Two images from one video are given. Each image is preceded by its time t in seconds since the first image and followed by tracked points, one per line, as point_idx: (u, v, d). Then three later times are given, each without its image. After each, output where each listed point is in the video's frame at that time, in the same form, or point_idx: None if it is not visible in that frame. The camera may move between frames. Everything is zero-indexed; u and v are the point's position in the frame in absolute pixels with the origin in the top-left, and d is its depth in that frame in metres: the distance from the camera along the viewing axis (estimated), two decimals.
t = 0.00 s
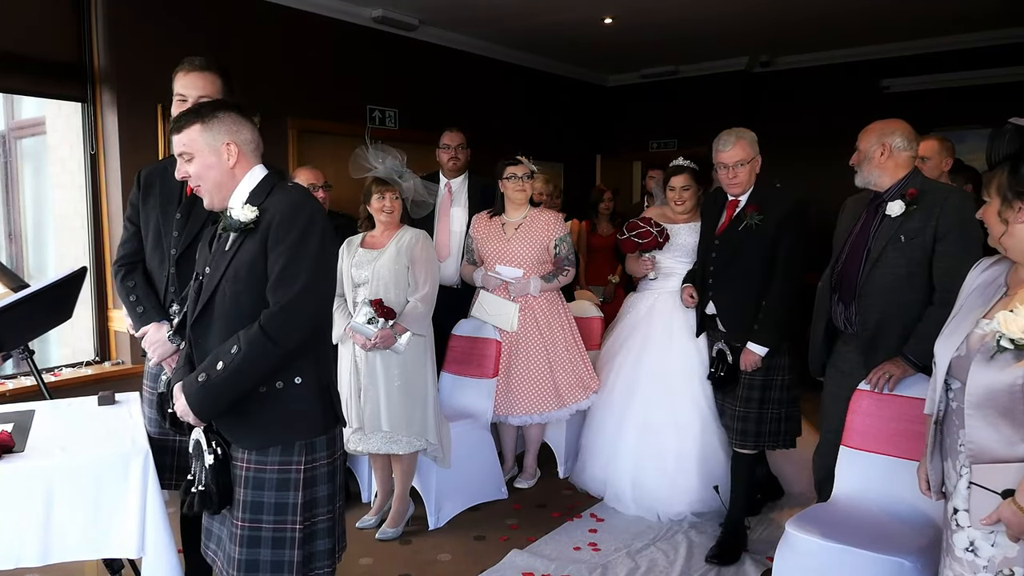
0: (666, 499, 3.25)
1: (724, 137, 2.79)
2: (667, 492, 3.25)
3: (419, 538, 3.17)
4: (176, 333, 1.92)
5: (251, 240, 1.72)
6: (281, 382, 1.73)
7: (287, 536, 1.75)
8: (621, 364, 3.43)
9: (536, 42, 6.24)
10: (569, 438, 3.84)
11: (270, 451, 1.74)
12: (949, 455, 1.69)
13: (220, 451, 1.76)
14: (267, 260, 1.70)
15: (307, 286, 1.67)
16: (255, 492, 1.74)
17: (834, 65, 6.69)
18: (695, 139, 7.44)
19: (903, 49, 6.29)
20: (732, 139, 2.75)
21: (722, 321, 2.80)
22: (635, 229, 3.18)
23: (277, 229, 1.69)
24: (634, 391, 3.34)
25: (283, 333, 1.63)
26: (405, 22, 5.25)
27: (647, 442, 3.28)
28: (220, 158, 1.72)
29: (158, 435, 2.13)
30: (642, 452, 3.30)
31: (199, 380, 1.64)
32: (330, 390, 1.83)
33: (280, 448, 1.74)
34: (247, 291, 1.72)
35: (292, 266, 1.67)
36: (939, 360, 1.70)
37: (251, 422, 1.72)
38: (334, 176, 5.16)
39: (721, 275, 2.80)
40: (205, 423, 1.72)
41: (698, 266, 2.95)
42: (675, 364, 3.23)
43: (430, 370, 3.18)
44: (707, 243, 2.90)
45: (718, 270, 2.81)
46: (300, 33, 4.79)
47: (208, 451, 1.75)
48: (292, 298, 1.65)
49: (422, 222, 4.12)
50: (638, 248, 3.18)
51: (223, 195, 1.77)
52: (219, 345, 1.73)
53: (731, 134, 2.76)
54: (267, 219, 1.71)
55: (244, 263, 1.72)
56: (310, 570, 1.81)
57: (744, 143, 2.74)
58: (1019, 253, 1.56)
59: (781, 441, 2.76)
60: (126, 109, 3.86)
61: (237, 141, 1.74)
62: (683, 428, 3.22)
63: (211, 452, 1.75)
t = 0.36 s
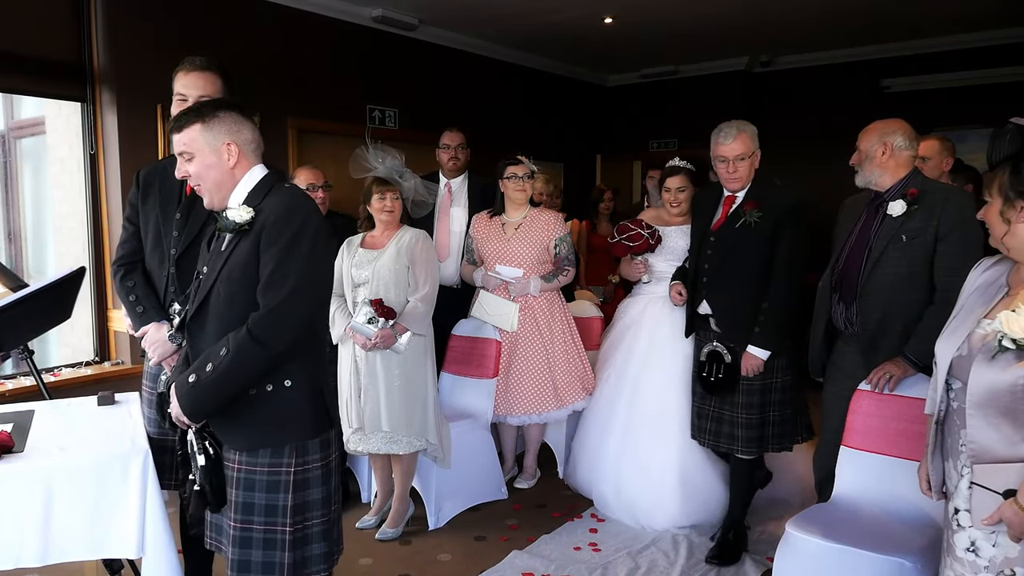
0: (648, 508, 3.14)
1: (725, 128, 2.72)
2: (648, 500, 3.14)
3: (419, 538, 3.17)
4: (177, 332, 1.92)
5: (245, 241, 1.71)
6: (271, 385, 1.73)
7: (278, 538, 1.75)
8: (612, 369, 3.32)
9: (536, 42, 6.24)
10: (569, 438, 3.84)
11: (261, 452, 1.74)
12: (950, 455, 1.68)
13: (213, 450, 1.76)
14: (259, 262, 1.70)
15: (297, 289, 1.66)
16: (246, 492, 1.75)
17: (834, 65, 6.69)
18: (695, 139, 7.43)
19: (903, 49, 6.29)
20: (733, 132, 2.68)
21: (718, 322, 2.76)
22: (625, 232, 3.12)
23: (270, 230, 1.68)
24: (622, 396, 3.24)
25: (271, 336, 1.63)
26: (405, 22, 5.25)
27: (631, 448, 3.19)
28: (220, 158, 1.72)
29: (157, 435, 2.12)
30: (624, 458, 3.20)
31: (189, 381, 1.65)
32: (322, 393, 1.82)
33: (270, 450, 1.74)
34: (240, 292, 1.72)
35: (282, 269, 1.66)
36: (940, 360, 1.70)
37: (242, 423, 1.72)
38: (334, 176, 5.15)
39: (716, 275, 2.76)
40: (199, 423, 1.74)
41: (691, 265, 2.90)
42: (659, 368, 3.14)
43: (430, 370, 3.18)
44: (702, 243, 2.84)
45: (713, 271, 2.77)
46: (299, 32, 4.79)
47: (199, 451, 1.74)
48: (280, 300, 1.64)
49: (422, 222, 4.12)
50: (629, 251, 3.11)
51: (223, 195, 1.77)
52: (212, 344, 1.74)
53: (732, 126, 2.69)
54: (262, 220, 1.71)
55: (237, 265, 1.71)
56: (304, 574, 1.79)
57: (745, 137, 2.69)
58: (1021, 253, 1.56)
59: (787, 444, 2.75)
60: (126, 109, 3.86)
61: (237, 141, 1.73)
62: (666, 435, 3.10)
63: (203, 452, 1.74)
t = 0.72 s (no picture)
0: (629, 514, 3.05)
1: (712, 126, 2.68)
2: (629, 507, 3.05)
3: (419, 538, 3.17)
4: (177, 331, 1.92)
5: (237, 242, 1.72)
6: (256, 388, 1.72)
7: (256, 542, 1.74)
8: (603, 371, 3.24)
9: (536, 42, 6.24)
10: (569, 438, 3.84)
11: (244, 455, 1.74)
12: (950, 455, 1.68)
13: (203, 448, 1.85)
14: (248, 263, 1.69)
15: (282, 291, 1.65)
16: (229, 493, 1.76)
17: (834, 64, 6.69)
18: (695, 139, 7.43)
19: (903, 49, 6.29)
20: (720, 130, 2.64)
21: (719, 324, 2.70)
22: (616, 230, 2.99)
23: (259, 232, 1.68)
24: (611, 398, 3.18)
25: (254, 340, 1.62)
26: (405, 22, 5.24)
27: (618, 451, 3.11)
28: (222, 159, 1.72)
29: (156, 435, 2.12)
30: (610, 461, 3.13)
31: (176, 380, 1.66)
32: (310, 399, 1.80)
33: (254, 453, 1.74)
34: (228, 294, 1.72)
35: (267, 271, 1.65)
36: (940, 360, 1.69)
37: (227, 425, 1.73)
38: (334, 176, 5.15)
39: (713, 276, 2.71)
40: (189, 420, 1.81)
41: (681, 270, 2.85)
42: (649, 369, 3.03)
43: (430, 370, 3.18)
44: (696, 244, 2.79)
45: (710, 273, 2.72)
46: (299, 32, 4.79)
47: (190, 449, 1.83)
48: (264, 303, 1.63)
49: (422, 222, 4.12)
50: (619, 249, 2.99)
51: (223, 195, 1.76)
52: (202, 344, 1.75)
53: (719, 124, 2.66)
54: (253, 221, 1.71)
55: (228, 266, 1.72)
56: None
57: (733, 134, 2.64)
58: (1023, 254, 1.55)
59: (791, 452, 2.68)
60: (125, 109, 3.86)
61: (240, 142, 1.73)
62: (652, 439, 3.00)
63: (193, 449, 1.83)
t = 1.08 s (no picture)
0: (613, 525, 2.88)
1: (690, 128, 2.49)
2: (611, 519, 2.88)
3: (418, 538, 3.17)
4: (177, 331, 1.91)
5: (233, 242, 1.72)
6: (245, 391, 1.71)
7: (243, 546, 1.73)
8: (594, 372, 3.10)
9: (537, 42, 6.23)
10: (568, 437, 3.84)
11: (235, 458, 1.75)
12: (951, 456, 1.67)
13: (199, 450, 1.91)
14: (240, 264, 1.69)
15: (271, 295, 1.64)
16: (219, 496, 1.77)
17: (834, 64, 6.69)
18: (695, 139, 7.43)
19: (903, 49, 6.29)
20: (697, 131, 2.46)
21: (721, 330, 2.50)
22: (608, 230, 2.88)
23: (253, 234, 1.68)
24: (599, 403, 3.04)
25: (241, 343, 1.61)
26: (405, 22, 5.24)
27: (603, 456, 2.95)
28: (225, 157, 1.72)
29: (156, 435, 2.12)
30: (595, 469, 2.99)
31: (166, 380, 1.67)
32: (302, 403, 1.79)
33: (244, 455, 1.74)
34: (221, 295, 1.72)
35: (257, 274, 1.65)
36: (941, 360, 1.69)
37: (218, 426, 1.73)
38: (334, 176, 5.15)
39: (711, 281, 2.51)
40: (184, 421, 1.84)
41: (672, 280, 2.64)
42: (637, 369, 2.88)
43: (430, 370, 3.17)
44: (690, 247, 2.57)
45: (709, 278, 2.51)
46: (300, 32, 4.78)
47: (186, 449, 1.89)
48: (253, 307, 1.62)
49: (422, 222, 4.12)
50: (612, 249, 2.89)
51: (224, 194, 1.76)
52: (195, 344, 1.75)
53: (695, 126, 2.47)
54: (248, 223, 1.70)
55: (222, 267, 1.72)
56: None
57: (711, 134, 2.44)
58: None
59: (790, 460, 2.53)
60: (125, 110, 3.85)
61: (244, 141, 1.73)
62: (639, 444, 2.85)
63: (189, 450, 1.89)
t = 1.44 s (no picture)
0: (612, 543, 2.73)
1: (669, 135, 2.43)
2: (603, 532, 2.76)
3: (419, 538, 3.16)
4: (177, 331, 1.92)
5: (229, 243, 1.72)
6: (245, 392, 1.71)
7: (252, 547, 1.74)
8: (581, 382, 2.98)
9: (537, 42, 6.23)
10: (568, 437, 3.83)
11: (238, 459, 1.74)
12: (951, 457, 1.66)
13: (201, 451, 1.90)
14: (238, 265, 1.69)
15: (268, 295, 1.64)
16: (224, 498, 1.77)
17: (834, 64, 6.68)
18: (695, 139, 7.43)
19: (903, 49, 6.28)
20: (676, 138, 2.40)
21: (716, 343, 2.43)
22: (594, 230, 2.82)
23: (249, 234, 1.67)
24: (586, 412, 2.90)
25: (239, 345, 1.61)
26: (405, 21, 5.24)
27: (590, 469, 2.80)
28: (222, 154, 1.72)
29: (156, 436, 2.11)
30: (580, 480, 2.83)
31: (166, 383, 1.67)
32: (302, 403, 1.78)
33: (246, 457, 1.74)
34: (219, 296, 1.71)
35: (254, 275, 1.64)
36: (940, 359, 1.68)
37: (219, 428, 1.73)
38: (334, 176, 5.15)
39: (703, 292, 2.42)
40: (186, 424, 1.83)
41: (659, 292, 2.57)
42: (629, 375, 2.77)
43: (431, 370, 3.17)
44: (679, 257, 2.50)
45: (701, 288, 2.43)
46: (300, 32, 4.78)
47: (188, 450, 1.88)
48: (250, 309, 1.62)
49: (422, 222, 4.12)
50: (598, 250, 2.82)
51: (220, 191, 1.76)
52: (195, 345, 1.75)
53: (674, 132, 2.41)
54: (245, 223, 1.70)
55: (219, 268, 1.72)
56: None
57: (691, 140, 2.38)
58: None
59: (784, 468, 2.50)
60: (125, 110, 3.85)
61: (241, 139, 1.73)
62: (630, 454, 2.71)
63: (191, 451, 1.88)
